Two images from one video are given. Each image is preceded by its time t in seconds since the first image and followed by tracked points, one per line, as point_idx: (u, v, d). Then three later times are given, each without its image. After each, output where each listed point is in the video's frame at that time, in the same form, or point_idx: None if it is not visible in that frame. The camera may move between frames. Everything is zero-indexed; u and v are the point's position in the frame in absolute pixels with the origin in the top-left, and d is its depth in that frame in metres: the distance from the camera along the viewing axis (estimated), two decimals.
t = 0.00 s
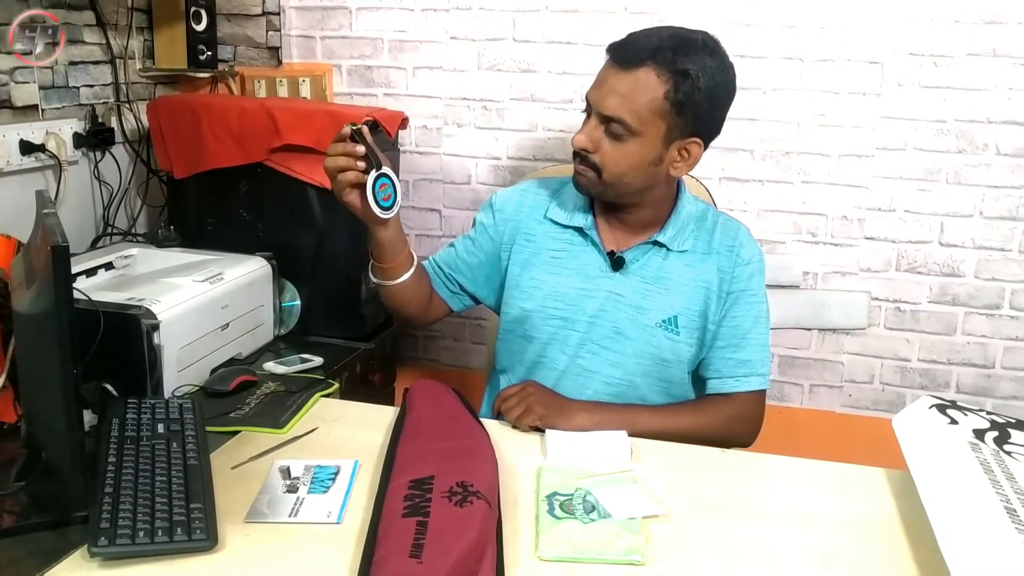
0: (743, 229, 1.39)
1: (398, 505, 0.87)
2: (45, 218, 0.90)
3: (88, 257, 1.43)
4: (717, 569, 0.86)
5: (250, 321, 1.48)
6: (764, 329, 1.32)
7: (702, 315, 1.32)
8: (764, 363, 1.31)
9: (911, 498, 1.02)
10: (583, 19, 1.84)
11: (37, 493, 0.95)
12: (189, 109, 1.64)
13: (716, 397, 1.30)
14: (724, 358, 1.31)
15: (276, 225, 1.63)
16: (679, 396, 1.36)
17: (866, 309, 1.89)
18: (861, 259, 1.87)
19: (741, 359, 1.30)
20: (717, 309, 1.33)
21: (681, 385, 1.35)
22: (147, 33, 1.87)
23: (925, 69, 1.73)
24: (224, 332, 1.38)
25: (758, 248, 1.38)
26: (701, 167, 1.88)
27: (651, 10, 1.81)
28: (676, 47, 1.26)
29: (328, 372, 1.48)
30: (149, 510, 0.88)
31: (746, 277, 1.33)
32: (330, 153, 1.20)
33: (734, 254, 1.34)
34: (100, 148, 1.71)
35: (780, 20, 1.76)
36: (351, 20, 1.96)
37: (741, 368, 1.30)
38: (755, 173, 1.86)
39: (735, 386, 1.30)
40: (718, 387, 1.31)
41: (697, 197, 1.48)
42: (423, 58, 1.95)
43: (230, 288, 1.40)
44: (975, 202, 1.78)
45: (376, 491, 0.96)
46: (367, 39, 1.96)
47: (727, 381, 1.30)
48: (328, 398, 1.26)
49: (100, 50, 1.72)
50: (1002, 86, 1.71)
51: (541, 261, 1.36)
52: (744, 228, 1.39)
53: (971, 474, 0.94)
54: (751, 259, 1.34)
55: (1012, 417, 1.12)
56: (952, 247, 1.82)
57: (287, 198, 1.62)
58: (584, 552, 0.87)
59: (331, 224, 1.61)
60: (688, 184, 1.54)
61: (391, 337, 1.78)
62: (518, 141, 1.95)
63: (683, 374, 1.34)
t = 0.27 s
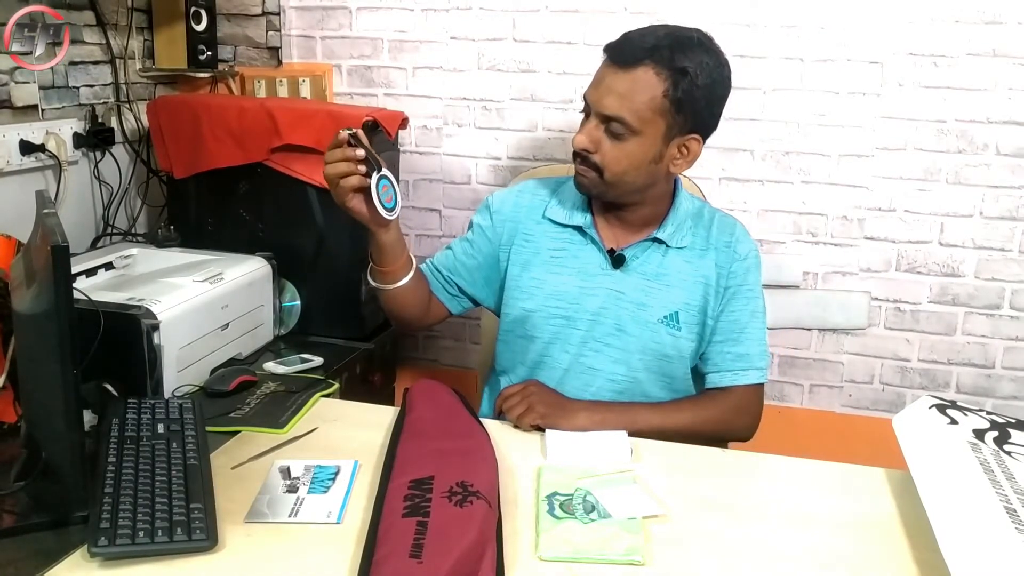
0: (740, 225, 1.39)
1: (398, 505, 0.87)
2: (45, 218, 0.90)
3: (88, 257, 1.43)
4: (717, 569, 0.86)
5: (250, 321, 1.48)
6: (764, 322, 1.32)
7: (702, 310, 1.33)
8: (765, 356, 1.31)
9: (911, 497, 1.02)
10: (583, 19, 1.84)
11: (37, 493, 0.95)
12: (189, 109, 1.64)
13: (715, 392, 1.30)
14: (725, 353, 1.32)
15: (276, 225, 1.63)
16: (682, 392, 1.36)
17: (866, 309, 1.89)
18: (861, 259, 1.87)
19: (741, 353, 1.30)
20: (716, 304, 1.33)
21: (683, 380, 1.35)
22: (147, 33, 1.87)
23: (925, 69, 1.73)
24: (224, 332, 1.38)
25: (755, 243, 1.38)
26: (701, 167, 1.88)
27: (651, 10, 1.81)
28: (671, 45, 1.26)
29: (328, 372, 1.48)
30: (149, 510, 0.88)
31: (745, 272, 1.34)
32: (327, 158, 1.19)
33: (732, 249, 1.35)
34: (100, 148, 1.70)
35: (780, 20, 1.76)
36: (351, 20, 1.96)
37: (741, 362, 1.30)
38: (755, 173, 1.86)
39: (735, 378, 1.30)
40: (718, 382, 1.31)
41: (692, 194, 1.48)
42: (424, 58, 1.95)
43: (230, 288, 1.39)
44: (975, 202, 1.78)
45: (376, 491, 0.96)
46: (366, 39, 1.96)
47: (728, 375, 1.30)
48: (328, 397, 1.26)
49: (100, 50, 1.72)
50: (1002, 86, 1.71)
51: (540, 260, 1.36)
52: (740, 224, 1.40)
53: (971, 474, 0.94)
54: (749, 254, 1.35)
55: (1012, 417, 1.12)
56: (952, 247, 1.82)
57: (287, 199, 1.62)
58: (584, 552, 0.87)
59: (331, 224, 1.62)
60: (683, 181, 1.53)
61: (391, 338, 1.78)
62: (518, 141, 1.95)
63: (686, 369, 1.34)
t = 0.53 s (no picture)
0: (734, 223, 1.40)
1: (398, 505, 0.87)
2: (45, 218, 0.90)
3: (88, 257, 1.43)
4: (717, 569, 0.86)
5: (250, 321, 1.48)
6: (763, 320, 1.34)
7: (701, 309, 1.33)
8: (767, 352, 1.33)
9: (910, 497, 1.02)
10: (583, 19, 1.84)
11: (37, 493, 0.95)
12: (189, 109, 1.64)
13: (727, 388, 1.32)
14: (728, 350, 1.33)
15: (276, 225, 1.63)
16: (682, 390, 1.37)
17: (866, 309, 1.89)
18: (861, 259, 1.87)
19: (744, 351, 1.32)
20: (716, 303, 1.34)
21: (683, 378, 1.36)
22: (147, 32, 1.87)
23: (925, 69, 1.73)
24: (224, 332, 1.38)
25: (749, 241, 1.40)
26: (701, 167, 1.88)
27: (651, 10, 1.81)
28: (666, 46, 1.26)
29: (328, 372, 1.48)
30: (149, 510, 0.88)
31: (742, 270, 1.35)
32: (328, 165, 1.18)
33: (729, 248, 1.36)
34: (100, 148, 1.70)
35: (780, 20, 1.76)
36: (351, 20, 1.96)
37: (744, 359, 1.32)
38: (755, 173, 1.86)
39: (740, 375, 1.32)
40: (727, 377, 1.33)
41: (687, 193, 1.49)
42: (424, 58, 1.95)
43: (230, 288, 1.40)
44: (975, 202, 1.79)
45: (376, 491, 0.96)
46: (366, 39, 1.96)
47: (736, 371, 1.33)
48: (328, 397, 1.26)
49: (100, 50, 1.72)
50: (1002, 86, 1.71)
51: (537, 261, 1.36)
52: (734, 223, 1.41)
53: (971, 474, 0.94)
54: (745, 252, 1.36)
55: (1012, 417, 1.12)
56: (952, 247, 1.82)
57: (287, 199, 1.62)
58: (584, 551, 0.87)
59: (331, 224, 1.62)
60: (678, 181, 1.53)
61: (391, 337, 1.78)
62: (518, 141, 1.95)
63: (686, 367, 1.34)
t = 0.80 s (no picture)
0: (730, 218, 1.40)
1: (398, 505, 0.87)
2: (45, 218, 0.90)
3: (88, 257, 1.43)
4: (717, 569, 0.86)
5: (250, 321, 1.47)
6: (765, 311, 1.37)
7: (702, 305, 1.34)
8: (770, 339, 1.37)
9: (911, 497, 1.02)
10: (582, 19, 1.84)
11: (37, 493, 0.95)
12: (188, 109, 1.64)
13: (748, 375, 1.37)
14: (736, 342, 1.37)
15: (276, 225, 1.63)
16: (684, 386, 1.38)
17: (866, 309, 1.89)
18: (861, 259, 1.87)
19: (750, 341, 1.36)
20: (717, 299, 1.34)
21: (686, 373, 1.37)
22: (147, 32, 1.87)
23: (925, 69, 1.73)
24: (224, 332, 1.38)
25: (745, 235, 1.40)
26: (701, 167, 1.88)
27: (651, 10, 1.81)
28: (653, 62, 1.19)
29: (328, 372, 1.48)
30: (149, 510, 0.88)
31: (741, 265, 1.36)
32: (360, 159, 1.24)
33: (728, 244, 1.35)
34: (100, 148, 1.70)
35: (780, 20, 1.76)
36: (351, 20, 1.96)
37: (750, 348, 1.36)
38: (755, 173, 1.86)
39: (755, 359, 1.37)
40: (742, 366, 1.38)
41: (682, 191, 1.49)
42: (423, 58, 1.95)
43: (230, 288, 1.39)
44: (975, 202, 1.79)
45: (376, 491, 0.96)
46: (366, 39, 1.97)
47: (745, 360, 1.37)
48: (328, 398, 1.26)
49: (100, 50, 1.72)
50: (1002, 86, 1.71)
51: (535, 265, 1.36)
52: (730, 217, 1.41)
53: (971, 474, 0.94)
54: (743, 247, 1.36)
55: (1012, 417, 1.12)
56: (952, 247, 1.82)
57: (287, 198, 1.62)
58: (584, 552, 0.87)
59: (331, 225, 1.62)
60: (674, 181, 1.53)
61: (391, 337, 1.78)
62: (518, 141, 1.95)
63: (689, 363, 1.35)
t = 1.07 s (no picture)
0: (727, 218, 1.40)
1: (398, 505, 0.87)
2: (45, 218, 0.90)
3: (88, 257, 1.43)
4: (717, 569, 0.86)
5: (250, 321, 1.48)
6: (761, 310, 1.36)
7: (698, 305, 1.33)
8: (766, 339, 1.36)
9: (911, 497, 1.02)
10: (582, 19, 1.84)
11: (37, 493, 0.95)
12: (189, 109, 1.64)
13: (744, 375, 1.36)
14: (731, 341, 1.36)
15: (277, 225, 1.64)
16: (681, 386, 1.38)
17: (866, 309, 1.89)
18: (861, 260, 1.87)
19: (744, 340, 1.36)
20: (714, 298, 1.34)
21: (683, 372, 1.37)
22: (147, 33, 1.87)
23: (925, 69, 1.73)
24: (224, 332, 1.38)
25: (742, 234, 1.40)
26: (701, 167, 1.88)
27: (651, 10, 1.81)
28: (639, 80, 1.17)
29: (328, 372, 1.48)
30: (149, 511, 0.88)
31: (738, 264, 1.35)
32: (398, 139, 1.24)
33: (724, 244, 1.35)
34: (100, 148, 1.70)
35: (780, 20, 1.76)
36: (351, 20, 1.96)
37: (745, 347, 1.36)
38: (755, 173, 1.86)
39: (752, 360, 1.36)
40: (738, 366, 1.37)
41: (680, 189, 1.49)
42: (423, 58, 1.95)
43: (230, 288, 1.39)
44: (975, 202, 1.79)
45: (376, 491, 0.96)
46: (366, 39, 1.97)
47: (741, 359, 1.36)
48: (328, 397, 1.26)
49: (100, 51, 1.72)
50: (1002, 86, 1.71)
51: (532, 265, 1.36)
52: (726, 217, 1.40)
53: (971, 474, 0.94)
54: (739, 247, 1.36)
55: (1012, 417, 1.12)
56: (952, 247, 1.82)
57: (287, 198, 1.62)
58: (584, 551, 0.87)
59: (331, 225, 1.62)
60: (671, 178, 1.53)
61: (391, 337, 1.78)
62: (518, 141, 1.95)
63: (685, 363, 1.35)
